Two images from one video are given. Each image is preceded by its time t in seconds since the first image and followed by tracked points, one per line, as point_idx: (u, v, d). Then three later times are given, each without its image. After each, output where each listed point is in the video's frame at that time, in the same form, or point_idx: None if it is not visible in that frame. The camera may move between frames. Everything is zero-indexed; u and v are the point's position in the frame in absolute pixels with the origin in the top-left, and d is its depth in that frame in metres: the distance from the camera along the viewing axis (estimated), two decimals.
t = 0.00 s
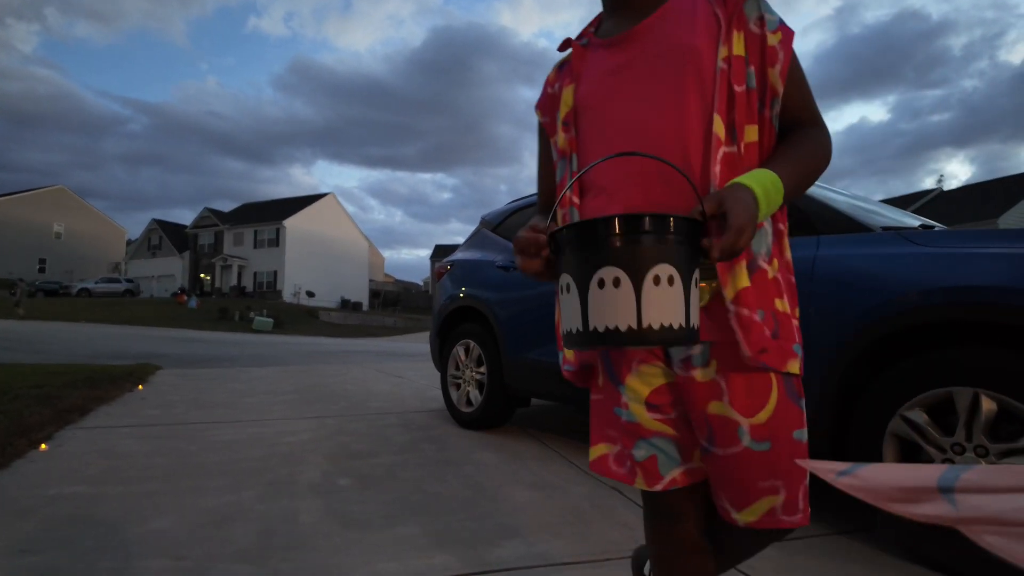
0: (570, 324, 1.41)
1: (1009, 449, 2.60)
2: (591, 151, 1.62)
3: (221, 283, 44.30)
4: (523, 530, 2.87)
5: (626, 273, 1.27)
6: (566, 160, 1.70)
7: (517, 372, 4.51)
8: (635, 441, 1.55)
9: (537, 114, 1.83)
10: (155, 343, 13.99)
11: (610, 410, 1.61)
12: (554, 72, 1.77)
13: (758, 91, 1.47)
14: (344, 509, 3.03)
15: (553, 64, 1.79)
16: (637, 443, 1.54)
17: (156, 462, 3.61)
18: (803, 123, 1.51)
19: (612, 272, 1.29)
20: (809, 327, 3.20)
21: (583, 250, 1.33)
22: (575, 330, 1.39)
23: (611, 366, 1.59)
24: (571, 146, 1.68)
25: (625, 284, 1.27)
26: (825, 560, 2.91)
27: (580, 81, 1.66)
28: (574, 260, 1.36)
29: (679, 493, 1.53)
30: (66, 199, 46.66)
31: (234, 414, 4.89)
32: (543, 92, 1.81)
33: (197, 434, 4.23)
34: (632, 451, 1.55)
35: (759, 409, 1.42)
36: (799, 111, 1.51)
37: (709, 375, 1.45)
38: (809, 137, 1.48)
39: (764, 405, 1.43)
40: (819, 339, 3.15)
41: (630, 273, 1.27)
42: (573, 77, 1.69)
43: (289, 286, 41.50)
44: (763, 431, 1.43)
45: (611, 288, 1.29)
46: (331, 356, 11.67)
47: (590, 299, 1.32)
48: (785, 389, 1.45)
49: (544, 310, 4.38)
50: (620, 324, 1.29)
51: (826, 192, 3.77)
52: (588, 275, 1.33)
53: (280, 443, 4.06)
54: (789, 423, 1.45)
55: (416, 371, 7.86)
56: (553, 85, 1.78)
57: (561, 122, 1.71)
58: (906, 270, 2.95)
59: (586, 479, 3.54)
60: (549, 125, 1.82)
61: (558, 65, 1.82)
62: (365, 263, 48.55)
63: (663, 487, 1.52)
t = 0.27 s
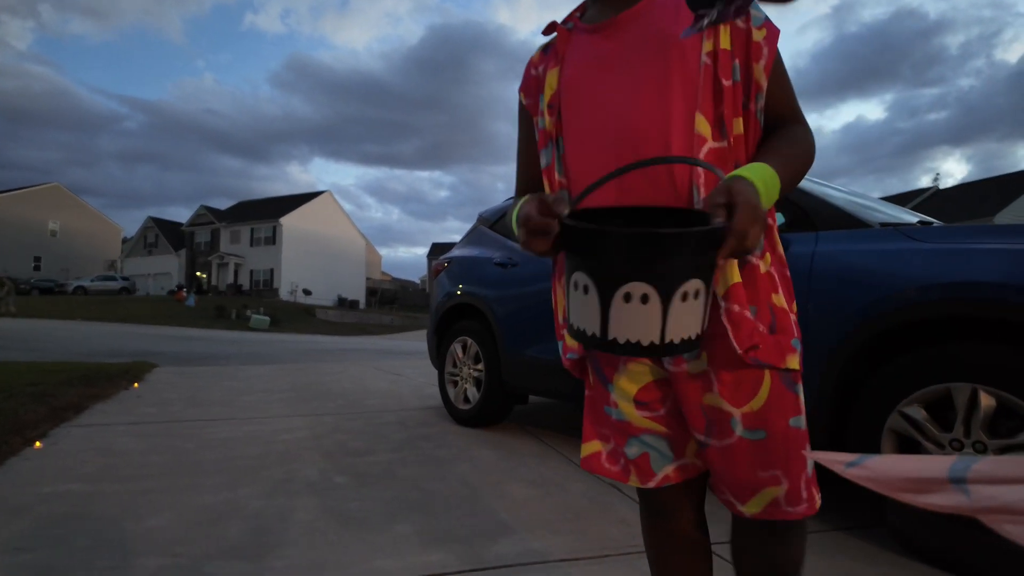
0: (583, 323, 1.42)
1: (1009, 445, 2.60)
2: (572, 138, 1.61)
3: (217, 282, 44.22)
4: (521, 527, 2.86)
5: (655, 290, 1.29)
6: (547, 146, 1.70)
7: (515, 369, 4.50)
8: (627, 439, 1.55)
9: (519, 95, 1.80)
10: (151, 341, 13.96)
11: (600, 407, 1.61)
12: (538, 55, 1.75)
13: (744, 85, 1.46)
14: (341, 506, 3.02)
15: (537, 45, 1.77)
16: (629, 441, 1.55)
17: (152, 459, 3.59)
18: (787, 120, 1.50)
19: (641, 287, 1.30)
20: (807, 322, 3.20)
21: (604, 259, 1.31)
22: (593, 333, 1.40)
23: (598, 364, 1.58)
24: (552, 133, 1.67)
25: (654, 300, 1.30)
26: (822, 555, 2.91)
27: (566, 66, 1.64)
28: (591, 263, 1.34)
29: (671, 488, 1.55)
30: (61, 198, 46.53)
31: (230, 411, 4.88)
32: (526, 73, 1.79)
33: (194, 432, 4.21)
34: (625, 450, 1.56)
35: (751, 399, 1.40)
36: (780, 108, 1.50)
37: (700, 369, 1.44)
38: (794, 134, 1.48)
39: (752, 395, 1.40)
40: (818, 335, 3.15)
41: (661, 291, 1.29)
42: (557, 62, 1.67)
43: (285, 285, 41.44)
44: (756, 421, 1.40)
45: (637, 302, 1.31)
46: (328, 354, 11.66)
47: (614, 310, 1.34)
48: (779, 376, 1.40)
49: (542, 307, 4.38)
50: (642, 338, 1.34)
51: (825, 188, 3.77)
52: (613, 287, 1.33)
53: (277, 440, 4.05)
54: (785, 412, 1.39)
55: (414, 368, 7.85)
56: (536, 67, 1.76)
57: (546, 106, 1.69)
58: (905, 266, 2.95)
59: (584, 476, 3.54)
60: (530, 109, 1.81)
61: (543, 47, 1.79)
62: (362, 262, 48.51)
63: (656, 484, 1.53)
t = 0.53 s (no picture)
0: (643, 303, 1.29)
1: (1006, 440, 2.61)
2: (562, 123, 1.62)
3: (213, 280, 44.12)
4: (519, 522, 2.86)
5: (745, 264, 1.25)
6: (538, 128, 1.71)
7: (513, 366, 4.50)
8: (617, 435, 1.55)
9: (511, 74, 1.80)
10: (147, 338, 13.93)
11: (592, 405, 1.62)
12: (530, 33, 1.75)
13: (736, 80, 1.45)
14: (338, 502, 3.02)
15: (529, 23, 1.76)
16: (619, 438, 1.54)
17: (148, 456, 3.59)
18: (776, 119, 1.52)
19: (734, 258, 1.24)
20: (806, 320, 3.20)
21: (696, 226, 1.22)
22: (653, 312, 1.29)
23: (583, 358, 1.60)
24: (542, 114, 1.69)
25: (742, 274, 1.26)
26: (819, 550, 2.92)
27: (557, 48, 1.64)
28: (681, 231, 1.23)
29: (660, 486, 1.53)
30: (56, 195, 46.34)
31: (226, 408, 4.86)
32: (518, 51, 1.79)
33: (190, 428, 4.20)
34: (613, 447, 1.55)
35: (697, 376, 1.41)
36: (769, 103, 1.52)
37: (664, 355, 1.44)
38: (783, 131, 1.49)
39: (702, 376, 1.41)
40: (816, 332, 3.15)
41: (751, 265, 1.26)
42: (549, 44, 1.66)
43: (281, 283, 41.37)
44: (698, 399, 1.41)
45: (724, 275, 1.25)
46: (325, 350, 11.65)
47: (699, 285, 1.25)
48: (733, 360, 1.41)
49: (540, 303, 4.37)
50: (722, 318, 1.28)
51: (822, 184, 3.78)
52: (705, 258, 1.24)
53: (274, 436, 4.04)
54: (726, 396, 1.41)
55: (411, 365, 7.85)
56: (527, 47, 1.76)
57: (536, 88, 1.69)
58: (903, 262, 2.96)
59: (581, 472, 3.54)
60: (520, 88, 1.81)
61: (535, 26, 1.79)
62: (359, 260, 48.45)
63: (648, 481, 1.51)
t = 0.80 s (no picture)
0: (670, 259, 1.10)
1: (1000, 436, 2.62)
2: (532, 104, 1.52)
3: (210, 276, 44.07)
4: (515, 518, 2.87)
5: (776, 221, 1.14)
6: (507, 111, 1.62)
7: (509, 362, 4.50)
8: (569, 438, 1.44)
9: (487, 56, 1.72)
10: (143, 334, 13.92)
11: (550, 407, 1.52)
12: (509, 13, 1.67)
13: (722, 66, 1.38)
14: (334, 498, 3.02)
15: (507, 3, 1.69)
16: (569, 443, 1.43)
17: (144, 451, 3.59)
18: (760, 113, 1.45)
19: (768, 214, 1.12)
20: (802, 316, 3.20)
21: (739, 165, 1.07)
22: (678, 278, 1.10)
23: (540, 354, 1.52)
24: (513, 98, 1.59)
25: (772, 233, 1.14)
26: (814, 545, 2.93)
27: (530, 27, 1.56)
28: (722, 174, 1.07)
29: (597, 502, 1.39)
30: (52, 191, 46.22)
31: (223, 404, 4.87)
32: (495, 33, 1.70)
33: (187, 424, 4.21)
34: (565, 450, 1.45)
35: (616, 376, 1.30)
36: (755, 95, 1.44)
37: (594, 348, 1.34)
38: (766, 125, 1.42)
39: (618, 374, 1.29)
40: (812, 328, 3.15)
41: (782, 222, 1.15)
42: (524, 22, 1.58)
43: (279, 279, 41.35)
44: (611, 401, 1.29)
45: (761, 232, 1.12)
46: (322, 346, 11.67)
47: (738, 241, 1.09)
48: (652, 358, 1.28)
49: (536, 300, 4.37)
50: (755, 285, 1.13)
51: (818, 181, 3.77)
52: (745, 209, 1.09)
53: (270, 432, 4.05)
54: (640, 400, 1.28)
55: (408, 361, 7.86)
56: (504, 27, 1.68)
57: (507, 69, 1.61)
58: (899, 258, 2.96)
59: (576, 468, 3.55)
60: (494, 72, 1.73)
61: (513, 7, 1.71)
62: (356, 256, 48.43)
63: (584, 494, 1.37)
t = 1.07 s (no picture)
0: (640, 311, 0.98)
1: (999, 435, 2.62)
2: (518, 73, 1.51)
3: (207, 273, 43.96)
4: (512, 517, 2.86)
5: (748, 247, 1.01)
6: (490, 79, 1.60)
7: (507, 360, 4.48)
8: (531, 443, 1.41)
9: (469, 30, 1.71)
10: (138, 332, 13.86)
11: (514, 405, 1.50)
12: None
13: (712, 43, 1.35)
14: (331, 496, 3.01)
15: None
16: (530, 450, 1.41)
17: (139, 450, 3.56)
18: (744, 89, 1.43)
19: (739, 244, 0.99)
20: (801, 315, 3.18)
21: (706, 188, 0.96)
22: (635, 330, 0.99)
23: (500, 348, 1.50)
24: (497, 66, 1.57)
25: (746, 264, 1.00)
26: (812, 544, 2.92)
27: None
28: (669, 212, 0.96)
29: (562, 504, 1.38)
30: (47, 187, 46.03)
31: (219, 403, 4.84)
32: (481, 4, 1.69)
33: (182, 423, 4.18)
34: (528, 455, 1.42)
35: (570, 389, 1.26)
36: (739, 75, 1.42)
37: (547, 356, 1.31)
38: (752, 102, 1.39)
39: (576, 386, 1.25)
40: (811, 326, 3.14)
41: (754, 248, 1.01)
42: None
43: (275, 276, 41.26)
44: (569, 416, 1.26)
45: (730, 266, 0.99)
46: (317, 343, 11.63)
47: (705, 281, 0.97)
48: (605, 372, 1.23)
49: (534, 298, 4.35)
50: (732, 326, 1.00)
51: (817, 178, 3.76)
52: (705, 248, 0.97)
53: (267, 431, 4.03)
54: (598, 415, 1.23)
55: (404, 359, 7.83)
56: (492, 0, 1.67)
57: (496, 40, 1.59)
58: (899, 255, 2.95)
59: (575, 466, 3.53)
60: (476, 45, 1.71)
61: None
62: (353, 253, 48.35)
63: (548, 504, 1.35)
